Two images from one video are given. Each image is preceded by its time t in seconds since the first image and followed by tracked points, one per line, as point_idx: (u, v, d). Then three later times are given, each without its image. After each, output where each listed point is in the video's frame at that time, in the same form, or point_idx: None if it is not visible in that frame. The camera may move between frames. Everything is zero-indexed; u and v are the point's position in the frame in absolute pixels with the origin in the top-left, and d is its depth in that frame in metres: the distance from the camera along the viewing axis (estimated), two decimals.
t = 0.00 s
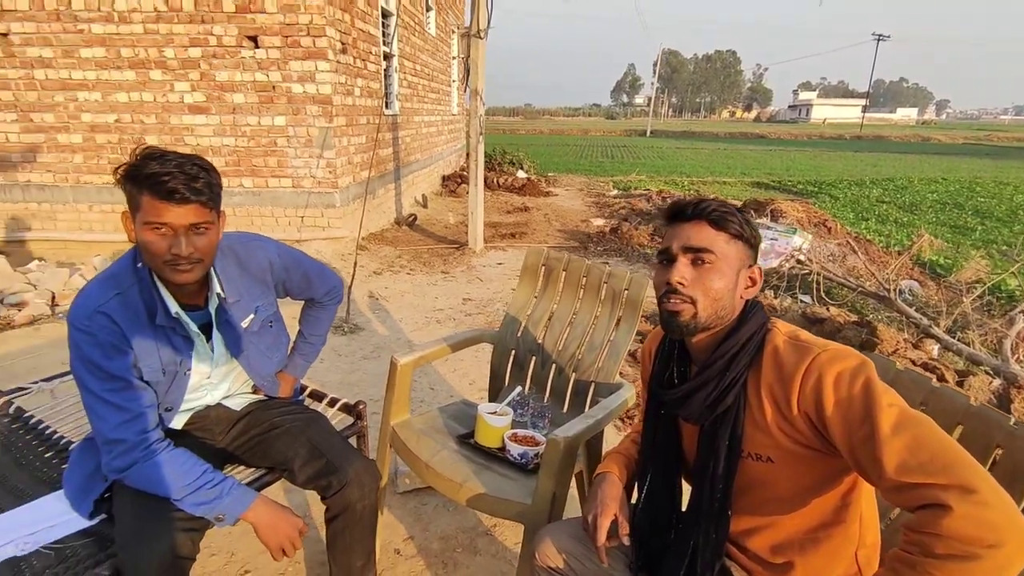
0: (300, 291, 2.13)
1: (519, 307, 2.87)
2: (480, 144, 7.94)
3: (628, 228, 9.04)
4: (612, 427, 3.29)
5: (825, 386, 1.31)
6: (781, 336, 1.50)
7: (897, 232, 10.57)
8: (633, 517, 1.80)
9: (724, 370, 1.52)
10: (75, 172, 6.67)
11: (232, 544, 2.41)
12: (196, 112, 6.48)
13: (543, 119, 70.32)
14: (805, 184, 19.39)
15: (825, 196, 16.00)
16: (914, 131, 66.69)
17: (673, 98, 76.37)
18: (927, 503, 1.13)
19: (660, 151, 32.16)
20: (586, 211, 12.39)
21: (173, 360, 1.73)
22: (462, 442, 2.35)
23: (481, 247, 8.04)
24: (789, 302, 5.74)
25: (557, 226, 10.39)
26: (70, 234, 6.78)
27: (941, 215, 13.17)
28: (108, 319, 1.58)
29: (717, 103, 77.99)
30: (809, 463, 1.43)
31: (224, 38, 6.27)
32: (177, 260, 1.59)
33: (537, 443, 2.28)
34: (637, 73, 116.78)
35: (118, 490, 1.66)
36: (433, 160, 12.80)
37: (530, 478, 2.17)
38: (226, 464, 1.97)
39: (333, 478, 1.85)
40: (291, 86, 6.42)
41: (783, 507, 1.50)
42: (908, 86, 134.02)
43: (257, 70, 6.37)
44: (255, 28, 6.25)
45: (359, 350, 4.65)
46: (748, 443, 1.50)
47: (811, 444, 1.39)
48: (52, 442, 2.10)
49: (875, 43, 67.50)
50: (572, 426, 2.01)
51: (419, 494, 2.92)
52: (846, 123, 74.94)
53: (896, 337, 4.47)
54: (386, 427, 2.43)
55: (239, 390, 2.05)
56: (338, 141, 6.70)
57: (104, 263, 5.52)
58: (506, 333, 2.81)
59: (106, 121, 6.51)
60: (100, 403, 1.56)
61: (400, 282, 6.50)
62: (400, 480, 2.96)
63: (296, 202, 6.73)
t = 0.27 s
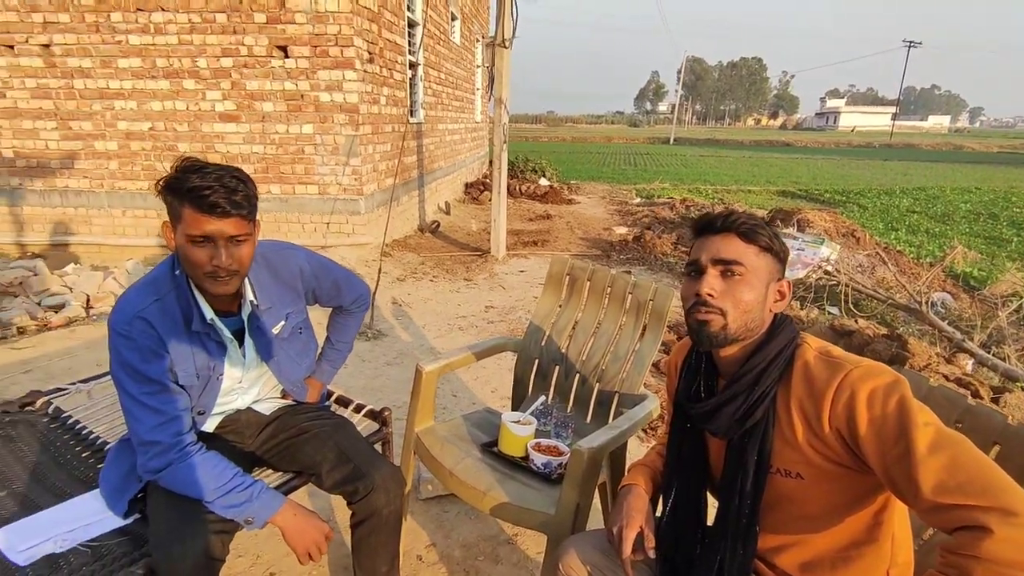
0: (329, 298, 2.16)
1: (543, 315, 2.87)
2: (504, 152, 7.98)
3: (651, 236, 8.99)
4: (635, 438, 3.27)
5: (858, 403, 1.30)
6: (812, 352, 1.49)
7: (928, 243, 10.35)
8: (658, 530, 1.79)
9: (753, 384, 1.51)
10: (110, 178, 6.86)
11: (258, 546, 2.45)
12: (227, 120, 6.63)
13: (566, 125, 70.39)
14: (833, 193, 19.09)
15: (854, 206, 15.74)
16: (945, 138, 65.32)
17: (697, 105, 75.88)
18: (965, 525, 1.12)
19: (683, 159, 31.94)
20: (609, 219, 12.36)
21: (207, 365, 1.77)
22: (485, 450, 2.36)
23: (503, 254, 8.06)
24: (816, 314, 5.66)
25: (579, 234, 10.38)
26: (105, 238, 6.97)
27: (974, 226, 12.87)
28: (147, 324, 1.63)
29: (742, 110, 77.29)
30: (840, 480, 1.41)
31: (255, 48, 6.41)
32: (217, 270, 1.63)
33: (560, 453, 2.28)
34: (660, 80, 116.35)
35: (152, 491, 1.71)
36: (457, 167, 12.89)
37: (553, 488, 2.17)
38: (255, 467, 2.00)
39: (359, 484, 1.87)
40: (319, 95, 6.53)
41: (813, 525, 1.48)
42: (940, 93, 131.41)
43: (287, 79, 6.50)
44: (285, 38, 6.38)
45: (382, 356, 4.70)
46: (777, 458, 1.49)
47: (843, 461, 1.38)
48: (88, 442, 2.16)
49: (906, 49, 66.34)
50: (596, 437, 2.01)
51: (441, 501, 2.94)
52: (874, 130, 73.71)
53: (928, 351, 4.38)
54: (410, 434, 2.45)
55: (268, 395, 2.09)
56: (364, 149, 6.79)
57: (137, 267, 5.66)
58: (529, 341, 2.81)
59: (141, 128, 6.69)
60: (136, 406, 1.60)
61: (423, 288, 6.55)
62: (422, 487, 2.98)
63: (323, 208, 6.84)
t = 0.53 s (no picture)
0: (340, 303, 2.18)
1: (551, 321, 2.88)
2: (514, 157, 8.01)
3: (660, 242, 8.98)
4: (643, 444, 3.27)
5: (869, 413, 1.30)
6: (820, 359, 1.49)
7: (941, 249, 10.27)
8: (664, 537, 1.78)
9: (761, 392, 1.51)
10: (126, 183, 6.96)
11: (268, 548, 2.47)
12: (240, 125, 6.71)
13: (577, 131, 70.44)
14: (844, 198, 18.97)
15: (866, 212, 15.65)
16: (959, 143, 64.74)
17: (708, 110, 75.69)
18: (981, 536, 1.11)
19: (694, 165, 31.86)
20: (619, 224, 12.36)
21: (220, 368, 1.80)
22: (493, 455, 2.37)
23: (512, 259, 8.08)
24: (827, 320, 5.63)
25: (589, 239, 10.39)
26: (119, 242, 7.07)
27: (988, 232, 12.75)
28: (162, 328, 1.65)
29: (753, 116, 77.03)
30: (848, 490, 1.41)
31: (268, 55, 6.49)
32: (232, 276, 1.66)
33: (568, 458, 2.28)
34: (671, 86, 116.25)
35: (164, 492, 1.73)
36: (467, 172, 12.95)
37: (560, 493, 2.17)
38: (265, 470, 2.03)
39: (368, 487, 1.89)
40: (331, 101, 6.59)
41: (820, 534, 1.48)
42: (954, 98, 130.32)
43: (299, 86, 6.57)
44: (298, 45, 6.45)
45: (391, 360, 4.72)
46: (786, 466, 1.48)
47: (852, 470, 1.38)
48: (102, 444, 2.19)
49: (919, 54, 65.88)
50: (604, 443, 2.02)
51: (449, 505, 2.95)
52: (887, 135, 73.19)
53: (940, 358, 4.34)
54: (418, 438, 2.47)
55: (279, 398, 2.11)
56: (375, 154, 6.84)
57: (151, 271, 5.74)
58: (537, 347, 2.82)
59: (156, 134, 6.78)
60: (151, 408, 1.63)
61: (432, 293, 6.58)
62: (430, 491, 2.99)
63: (334, 213, 6.89)
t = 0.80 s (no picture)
0: (327, 304, 2.18)
1: (540, 322, 2.89)
2: (505, 160, 8.03)
3: (651, 244, 9.01)
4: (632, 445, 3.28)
5: (850, 412, 1.31)
6: (802, 358, 1.50)
7: (928, 251, 10.37)
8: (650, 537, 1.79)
9: (744, 391, 1.52)
10: (114, 186, 6.92)
11: (255, 552, 2.46)
12: (230, 128, 6.69)
13: (569, 134, 70.65)
14: (834, 201, 19.12)
15: (854, 214, 15.78)
16: (947, 147, 65.43)
17: (699, 114, 76.09)
18: (959, 532, 1.13)
19: (685, 168, 32.01)
20: (610, 227, 12.40)
21: (205, 370, 1.79)
22: (481, 456, 2.37)
23: (504, 262, 8.09)
24: (815, 321, 5.67)
25: (581, 242, 10.42)
26: (108, 246, 7.03)
27: (974, 234, 12.89)
28: (147, 329, 1.65)
29: (744, 119, 77.52)
30: (830, 487, 1.42)
31: (258, 58, 6.47)
32: (217, 279, 1.66)
33: (556, 459, 2.29)
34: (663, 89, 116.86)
35: (149, 495, 1.72)
36: (458, 175, 12.95)
37: (548, 494, 2.18)
38: (252, 472, 2.02)
39: (355, 489, 1.89)
40: (322, 104, 6.58)
41: (802, 532, 1.49)
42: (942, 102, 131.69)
43: (289, 89, 6.55)
44: (288, 48, 6.44)
45: (381, 363, 4.71)
46: (769, 465, 1.49)
47: (833, 468, 1.39)
48: (87, 447, 2.17)
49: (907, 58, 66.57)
50: (590, 443, 2.03)
51: (438, 508, 2.94)
52: (876, 139, 73.84)
53: (926, 359, 4.38)
54: (406, 439, 2.47)
55: (266, 400, 2.10)
56: (366, 157, 6.84)
57: (140, 274, 5.71)
58: (526, 348, 2.83)
59: (145, 137, 6.75)
60: (135, 410, 1.62)
61: (424, 296, 6.57)
62: (419, 493, 2.99)
63: (325, 216, 6.88)
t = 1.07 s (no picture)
0: (295, 307, 2.16)
1: (512, 323, 2.90)
2: (481, 162, 8.04)
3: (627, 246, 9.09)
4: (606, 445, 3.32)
5: (810, 409, 1.34)
6: (763, 356, 1.53)
7: (894, 251, 10.66)
8: (618, 533, 1.82)
9: (705, 391, 1.55)
10: (81, 189, 6.77)
11: (224, 560, 2.42)
12: (201, 130, 6.59)
13: (547, 136, 70.90)
14: (805, 202, 19.50)
15: (824, 215, 16.14)
16: (914, 149, 67.16)
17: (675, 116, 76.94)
18: (912, 525, 1.16)
19: (660, 170, 32.37)
20: (587, 228, 12.49)
21: (169, 377, 1.77)
22: (452, 458, 2.38)
23: (480, 264, 8.10)
24: (785, 320, 5.79)
25: (557, 244, 10.48)
26: (75, 249, 6.88)
27: (937, 234, 13.29)
28: (106, 334, 1.63)
29: (718, 122, 78.64)
30: (790, 482, 1.45)
31: (229, 59, 6.39)
32: (181, 283, 1.64)
33: (526, 460, 2.30)
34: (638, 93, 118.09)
35: (111, 504, 1.69)
36: (435, 178, 12.93)
37: (519, 495, 2.19)
38: (219, 478, 2.00)
39: (324, 493, 1.88)
40: (295, 106, 6.52)
41: (762, 526, 1.52)
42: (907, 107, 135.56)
43: (262, 90, 6.48)
44: (260, 49, 6.37)
45: (355, 367, 4.68)
46: (730, 461, 1.52)
47: (793, 464, 1.42)
48: (47, 457, 2.13)
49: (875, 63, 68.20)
50: (559, 443, 2.05)
51: (412, 511, 2.94)
52: (847, 141, 75.46)
53: (890, 355, 4.50)
54: (377, 443, 2.46)
55: (233, 406, 2.08)
56: (340, 159, 6.79)
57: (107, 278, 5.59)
58: (498, 349, 2.84)
59: (113, 138, 6.62)
60: (95, 418, 1.59)
61: (399, 298, 6.55)
62: (393, 497, 2.97)
63: (298, 219, 6.82)
